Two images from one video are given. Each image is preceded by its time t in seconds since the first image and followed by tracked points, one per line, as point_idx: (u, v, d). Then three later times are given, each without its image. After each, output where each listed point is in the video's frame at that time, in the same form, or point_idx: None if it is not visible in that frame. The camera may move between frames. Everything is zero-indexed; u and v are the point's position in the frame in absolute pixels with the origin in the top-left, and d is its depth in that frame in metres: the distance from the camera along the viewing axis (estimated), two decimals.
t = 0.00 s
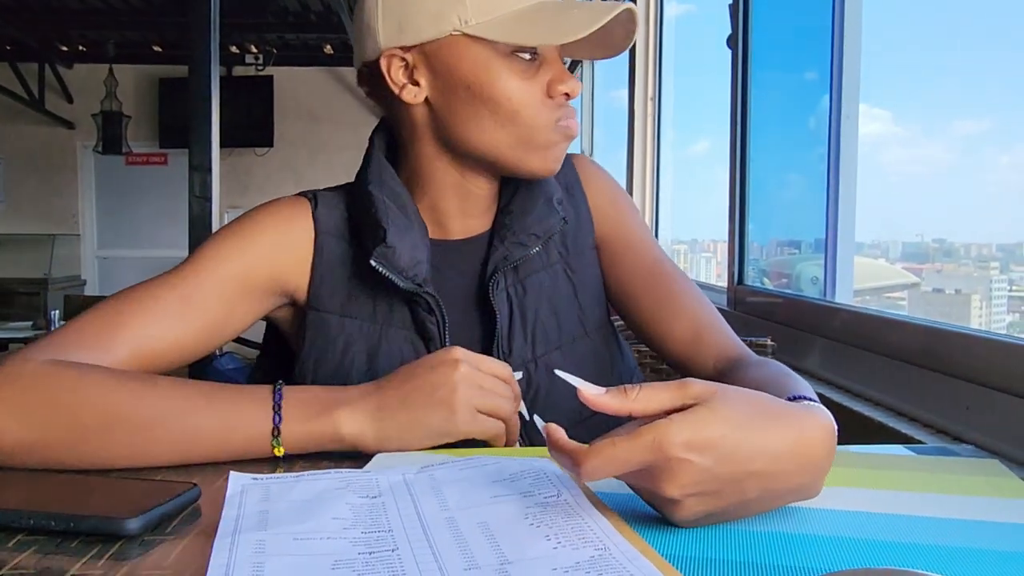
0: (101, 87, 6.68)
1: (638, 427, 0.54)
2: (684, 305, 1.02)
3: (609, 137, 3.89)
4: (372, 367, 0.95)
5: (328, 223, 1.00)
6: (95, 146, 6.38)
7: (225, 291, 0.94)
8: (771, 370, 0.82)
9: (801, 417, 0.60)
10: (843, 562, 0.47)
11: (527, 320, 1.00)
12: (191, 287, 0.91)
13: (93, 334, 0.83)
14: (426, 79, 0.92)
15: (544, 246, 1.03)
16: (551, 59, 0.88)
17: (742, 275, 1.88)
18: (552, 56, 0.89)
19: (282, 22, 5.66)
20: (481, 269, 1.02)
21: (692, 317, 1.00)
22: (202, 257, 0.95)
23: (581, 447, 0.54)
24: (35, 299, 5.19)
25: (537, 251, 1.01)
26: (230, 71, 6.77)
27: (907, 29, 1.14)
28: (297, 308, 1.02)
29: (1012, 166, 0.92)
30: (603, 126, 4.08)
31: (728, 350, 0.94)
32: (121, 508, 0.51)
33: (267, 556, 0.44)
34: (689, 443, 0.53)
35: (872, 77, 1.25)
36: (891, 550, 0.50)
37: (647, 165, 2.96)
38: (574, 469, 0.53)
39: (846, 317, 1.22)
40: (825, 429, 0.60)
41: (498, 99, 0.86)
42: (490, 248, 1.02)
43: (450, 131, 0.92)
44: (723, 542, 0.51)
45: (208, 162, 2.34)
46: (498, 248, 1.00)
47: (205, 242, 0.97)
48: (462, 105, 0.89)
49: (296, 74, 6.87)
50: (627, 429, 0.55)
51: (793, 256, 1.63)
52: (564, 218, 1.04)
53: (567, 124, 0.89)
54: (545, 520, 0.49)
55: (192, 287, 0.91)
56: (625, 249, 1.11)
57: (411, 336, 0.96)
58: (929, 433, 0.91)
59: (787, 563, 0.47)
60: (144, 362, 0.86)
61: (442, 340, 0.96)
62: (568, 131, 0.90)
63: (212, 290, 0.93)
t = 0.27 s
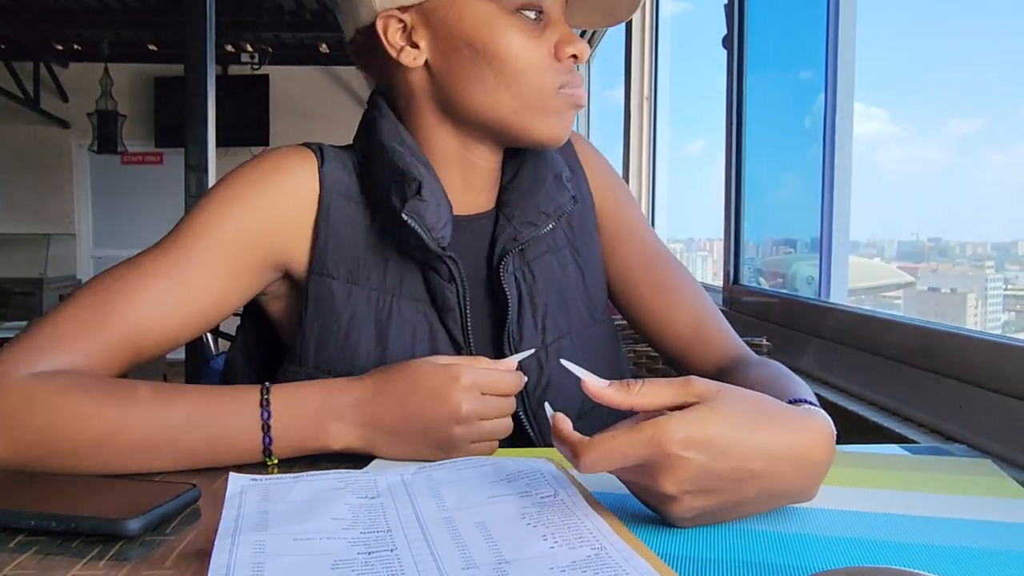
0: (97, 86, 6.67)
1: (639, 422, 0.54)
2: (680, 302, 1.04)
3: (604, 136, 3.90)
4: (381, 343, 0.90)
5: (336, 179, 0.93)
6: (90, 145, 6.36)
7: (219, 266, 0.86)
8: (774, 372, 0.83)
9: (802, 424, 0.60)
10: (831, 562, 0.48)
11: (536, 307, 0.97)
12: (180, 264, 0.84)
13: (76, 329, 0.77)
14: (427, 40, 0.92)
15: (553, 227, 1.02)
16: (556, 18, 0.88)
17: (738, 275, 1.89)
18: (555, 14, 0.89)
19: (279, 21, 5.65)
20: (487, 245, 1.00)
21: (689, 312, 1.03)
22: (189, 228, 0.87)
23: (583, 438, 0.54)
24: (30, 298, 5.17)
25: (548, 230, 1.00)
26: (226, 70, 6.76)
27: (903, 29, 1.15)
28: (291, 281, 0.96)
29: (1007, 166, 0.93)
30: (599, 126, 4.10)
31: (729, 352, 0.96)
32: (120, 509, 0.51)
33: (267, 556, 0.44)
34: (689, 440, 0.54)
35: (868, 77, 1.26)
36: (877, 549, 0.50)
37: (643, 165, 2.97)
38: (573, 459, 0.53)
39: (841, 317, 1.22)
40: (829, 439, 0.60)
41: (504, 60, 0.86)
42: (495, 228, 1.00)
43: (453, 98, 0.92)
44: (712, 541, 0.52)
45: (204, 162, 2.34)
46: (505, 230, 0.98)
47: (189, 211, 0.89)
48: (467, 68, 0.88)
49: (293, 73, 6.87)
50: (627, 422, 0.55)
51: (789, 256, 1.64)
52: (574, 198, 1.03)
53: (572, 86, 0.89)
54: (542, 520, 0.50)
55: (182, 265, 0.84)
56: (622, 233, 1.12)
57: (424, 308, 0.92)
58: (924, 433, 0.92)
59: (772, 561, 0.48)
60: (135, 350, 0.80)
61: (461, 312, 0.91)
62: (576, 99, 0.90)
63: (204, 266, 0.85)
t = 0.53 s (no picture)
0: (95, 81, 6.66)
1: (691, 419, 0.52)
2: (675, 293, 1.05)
3: (604, 129, 3.88)
4: (347, 268, 0.89)
5: (293, 99, 0.91)
6: (88, 140, 6.35)
7: (185, 211, 0.84)
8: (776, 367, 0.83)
9: (840, 422, 0.59)
10: (835, 560, 0.47)
11: (539, 271, 0.97)
12: (143, 214, 0.81)
13: (51, 307, 0.75)
14: None
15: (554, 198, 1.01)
16: None
17: (738, 267, 1.88)
18: None
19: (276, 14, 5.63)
20: (487, 200, 1.00)
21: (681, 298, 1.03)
22: (145, 176, 0.83)
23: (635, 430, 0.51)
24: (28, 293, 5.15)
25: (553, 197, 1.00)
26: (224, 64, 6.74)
27: (901, 20, 1.14)
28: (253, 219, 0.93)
29: (1006, 157, 0.92)
30: (598, 120, 4.09)
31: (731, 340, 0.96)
32: (116, 506, 0.51)
33: (264, 554, 0.44)
34: (739, 440, 0.52)
35: (867, 68, 1.25)
36: (880, 546, 0.50)
37: (643, 157, 2.96)
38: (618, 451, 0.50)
39: (841, 309, 1.21)
40: (865, 444, 0.58)
41: None
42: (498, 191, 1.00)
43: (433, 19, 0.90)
44: (714, 538, 0.51)
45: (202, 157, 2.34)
46: (513, 192, 0.98)
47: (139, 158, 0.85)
48: None
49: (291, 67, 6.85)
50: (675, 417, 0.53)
51: (789, 248, 1.63)
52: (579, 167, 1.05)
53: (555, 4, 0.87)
54: (542, 516, 0.49)
55: (146, 215, 0.81)
56: (615, 217, 1.12)
57: (392, 229, 0.91)
58: (925, 426, 0.91)
59: (777, 559, 0.47)
60: (115, 314, 0.78)
61: (430, 231, 0.90)
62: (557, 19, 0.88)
63: (169, 211, 0.82)
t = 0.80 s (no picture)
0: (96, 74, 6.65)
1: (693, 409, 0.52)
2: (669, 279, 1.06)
3: (605, 121, 3.88)
4: (324, 241, 0.89)
5: (275, 74, 0.91)
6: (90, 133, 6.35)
7: (169, 193, 0.84)
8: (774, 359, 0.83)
9: (841, 420, 0.59)
10: (828, 549, 0.48)
11: (534, 255, 0.97)
12: (128, 199, 0.81)
13: (44, 298, 0.75)
14: None
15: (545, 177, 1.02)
16: None
17: (739, 260, 1.89)
18: None
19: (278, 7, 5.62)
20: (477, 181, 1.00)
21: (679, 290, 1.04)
22: (127, 161, 0.83)
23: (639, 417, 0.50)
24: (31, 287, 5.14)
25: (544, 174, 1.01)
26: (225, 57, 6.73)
27: (905, 12, 1.14)
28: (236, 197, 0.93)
29: (1008, 149, 0.92)
30: (600, 111, 4.08)
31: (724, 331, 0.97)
32: (122, 498, 0.51)
33: (267, 545, 0.44)
34: (741, 432, 0.52)
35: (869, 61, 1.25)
36: (873, 536, 0.50)
37: (644, 150, 2.96)
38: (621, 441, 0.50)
39: (842, 301, 1.22)
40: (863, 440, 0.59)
41: None
42: (488, 172, 0.99)
43: None
44: (710, 529, 0.52)
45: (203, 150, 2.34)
46: (503, 171, 0.98)
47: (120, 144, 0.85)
48: None
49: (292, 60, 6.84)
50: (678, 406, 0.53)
51: (790, 240, 1.64)
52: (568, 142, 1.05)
53: None
54: (542, 508, 0.50)
55: (132, 200, 0.81)
56: (612, 209, 1.13)
57: (371, 202, 0.90)
58: (923, 417, 0.92)
59: (772, 549, 0.48)
60: (108, 299, 0.79)
61: (408, 199, 0.89)
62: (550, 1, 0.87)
63: (154, 194, 0.83)
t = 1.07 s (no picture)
0: (99, 66, 6.65)
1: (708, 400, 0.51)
2: (674, 282, 1.07)
3: (609, 112, 3.87)
4: (372, 285, 0.91)
5: (327, 119, 0.94)
6: (93, 125, 6.35)
7: (211, 219, 0.86)
8: (781, 346, 0.83)
9: (854, 403, 0.58)
10: (830, 534, 0.48)
11: (552, 302, 0.99)
12: (171, 219, 0.83)
13: (69, 297, 0.77)
14: None
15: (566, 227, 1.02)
16: None
17: (742, 249, 1.88)
18: None
19: None
20: (498, 228, 1.01)
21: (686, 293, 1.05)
22: (175, 179, 0.86)
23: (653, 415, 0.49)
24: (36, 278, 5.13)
25: (564, 228, 1.01)
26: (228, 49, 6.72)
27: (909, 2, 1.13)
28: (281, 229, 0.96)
29: (1013, 139, 0.92)
30: (604, 101, 4.06)
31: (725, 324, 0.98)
32: (121, 484, 0.51)
33: (266, 531, 0.44)
34: (758, 421, 0.51)
35: (873, 51, 1.25)
36: (875, 522, 0.50)
37: (648, 140, 2.95)
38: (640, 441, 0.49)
39: (846, 290, 1.21)
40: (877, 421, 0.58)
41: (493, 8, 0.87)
42: (509, 220, 1.01)
43: (444, 44, 0.92)
44: (709, 515, 0.51)
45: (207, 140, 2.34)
46: (522, 224, 0.98)
47: (171, 162, 0.88)
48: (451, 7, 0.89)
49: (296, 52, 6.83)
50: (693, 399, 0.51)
51: (794, 230, 1.63)
52: (587, 194, 1.05)
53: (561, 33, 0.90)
54: (543, 493, 0.49)
55: (174, 220, 0.84)
56: (613, 221, 1.13)
57: (417, 251, 0.94)
58: (927, 405, 0.91)
59: (772, 535, 0.48)
60: (133, 313, 0.80)
61: (455, 251, 0.93)
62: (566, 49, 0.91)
63: (196, 218, 0.85)
